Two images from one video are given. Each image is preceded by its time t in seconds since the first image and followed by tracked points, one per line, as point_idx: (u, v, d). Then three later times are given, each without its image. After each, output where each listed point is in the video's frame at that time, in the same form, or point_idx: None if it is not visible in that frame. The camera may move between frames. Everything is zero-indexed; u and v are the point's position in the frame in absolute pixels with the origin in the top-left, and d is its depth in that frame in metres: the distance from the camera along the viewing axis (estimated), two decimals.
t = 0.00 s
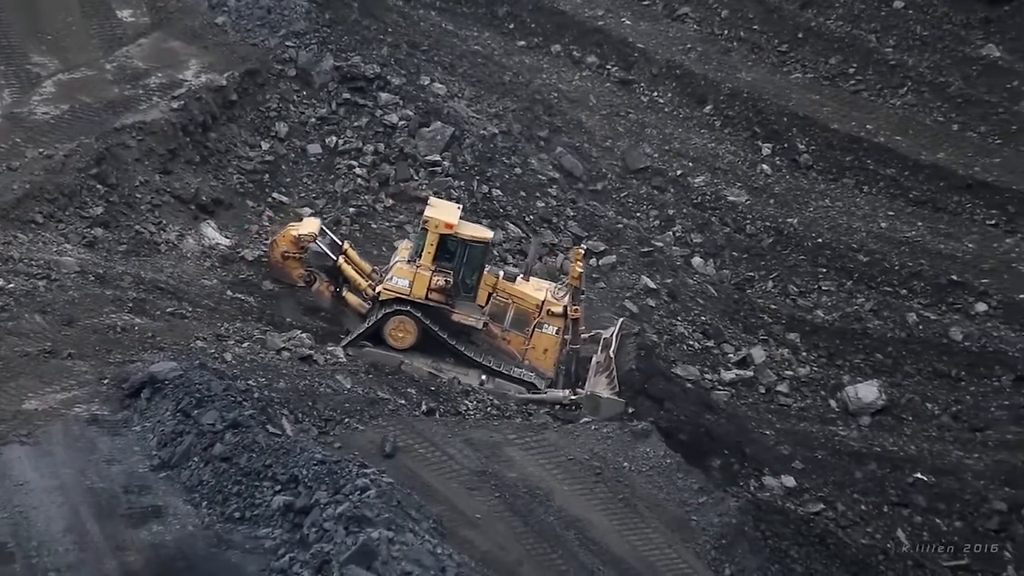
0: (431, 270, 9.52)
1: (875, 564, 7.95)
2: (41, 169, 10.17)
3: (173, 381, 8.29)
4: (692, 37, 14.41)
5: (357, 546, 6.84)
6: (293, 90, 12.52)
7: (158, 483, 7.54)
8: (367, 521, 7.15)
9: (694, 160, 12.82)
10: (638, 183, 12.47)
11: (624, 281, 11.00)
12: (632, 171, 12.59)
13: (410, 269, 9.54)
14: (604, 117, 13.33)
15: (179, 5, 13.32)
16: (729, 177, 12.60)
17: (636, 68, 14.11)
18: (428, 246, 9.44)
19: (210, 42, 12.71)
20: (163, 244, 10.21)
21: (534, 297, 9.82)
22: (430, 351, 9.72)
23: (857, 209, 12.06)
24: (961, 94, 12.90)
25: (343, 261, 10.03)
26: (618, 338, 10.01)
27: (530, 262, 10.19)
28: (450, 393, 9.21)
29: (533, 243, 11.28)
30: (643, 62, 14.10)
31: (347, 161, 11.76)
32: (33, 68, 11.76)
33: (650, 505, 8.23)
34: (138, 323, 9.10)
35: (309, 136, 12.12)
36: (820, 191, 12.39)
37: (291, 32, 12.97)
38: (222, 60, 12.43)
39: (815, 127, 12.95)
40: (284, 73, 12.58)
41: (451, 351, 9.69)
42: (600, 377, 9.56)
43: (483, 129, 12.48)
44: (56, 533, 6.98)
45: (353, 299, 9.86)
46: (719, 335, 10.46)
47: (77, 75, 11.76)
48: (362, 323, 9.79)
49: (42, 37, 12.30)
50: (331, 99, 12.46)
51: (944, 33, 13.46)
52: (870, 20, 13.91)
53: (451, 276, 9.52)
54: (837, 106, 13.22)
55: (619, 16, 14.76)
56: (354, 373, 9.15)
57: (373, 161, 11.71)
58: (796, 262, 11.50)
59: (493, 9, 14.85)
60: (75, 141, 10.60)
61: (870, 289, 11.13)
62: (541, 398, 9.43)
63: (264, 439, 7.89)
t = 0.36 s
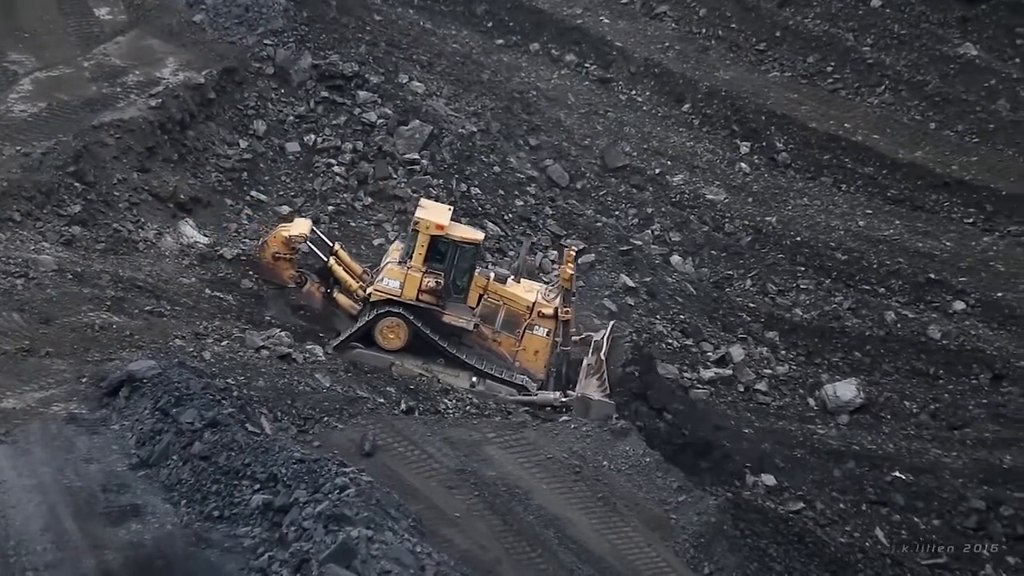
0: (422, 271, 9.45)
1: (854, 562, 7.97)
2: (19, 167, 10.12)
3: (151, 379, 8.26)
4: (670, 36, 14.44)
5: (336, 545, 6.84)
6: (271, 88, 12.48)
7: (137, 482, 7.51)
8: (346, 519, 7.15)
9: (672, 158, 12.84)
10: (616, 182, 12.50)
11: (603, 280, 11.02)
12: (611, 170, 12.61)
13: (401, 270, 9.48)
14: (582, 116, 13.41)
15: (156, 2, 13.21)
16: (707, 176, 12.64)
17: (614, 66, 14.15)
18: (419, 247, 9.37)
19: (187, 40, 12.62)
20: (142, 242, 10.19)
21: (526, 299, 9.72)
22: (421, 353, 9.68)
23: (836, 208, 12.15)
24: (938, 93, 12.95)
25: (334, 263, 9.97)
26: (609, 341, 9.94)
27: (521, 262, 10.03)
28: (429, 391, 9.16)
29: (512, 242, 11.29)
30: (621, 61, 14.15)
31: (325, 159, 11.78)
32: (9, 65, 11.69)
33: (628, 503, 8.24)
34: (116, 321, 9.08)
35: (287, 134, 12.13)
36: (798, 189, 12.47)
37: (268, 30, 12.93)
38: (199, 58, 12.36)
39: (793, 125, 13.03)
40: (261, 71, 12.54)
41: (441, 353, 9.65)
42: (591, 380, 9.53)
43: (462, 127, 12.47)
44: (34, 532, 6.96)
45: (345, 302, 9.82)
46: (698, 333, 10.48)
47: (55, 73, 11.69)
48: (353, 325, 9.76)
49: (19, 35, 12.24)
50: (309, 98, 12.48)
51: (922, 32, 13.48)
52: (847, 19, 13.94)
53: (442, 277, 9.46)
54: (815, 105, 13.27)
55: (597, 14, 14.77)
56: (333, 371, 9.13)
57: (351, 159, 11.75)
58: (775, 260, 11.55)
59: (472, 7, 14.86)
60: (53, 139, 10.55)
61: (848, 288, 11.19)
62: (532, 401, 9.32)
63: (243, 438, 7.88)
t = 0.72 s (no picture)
0: (419, 273, 9.50)
1: (839, 561, 7.98)
2: (3, 167, 10.09)
3: (137, 379, 8.26)
4: (655, 36, 14.43)
5: (322, 544, 6.83)
6: (256, 87, 12.43)
7: (123, 481, 7.48)
8: (332, 519, 7.14)
9: (658, 157, 12.86)
10: (602, 181, 12.48)
11: (589, 279, 11.01)
12: (597, 169, 12.61)
13: (397, 272, 9.53)
14: (568, 115, 13.41)
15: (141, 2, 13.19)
16: (693, 175, 12.66)
17: (600, 66, 14.16)
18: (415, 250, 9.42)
19: (172, 38, 12.60)
20: (127, 241, 10.16)
21: (522, 301, 9.74)
22: (417, 355, 9.65)
23: (821, 207, 12.19)
24: (923, 93, 13.00)
25: (331, 266, 10.10)
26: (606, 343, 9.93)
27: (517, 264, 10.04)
28: (415, 390, 9.16)
29: (498, 242, 11.28)
30: (607, 60, 14.15)
31: (311, 158, 11.77)
32: None
33: (614, 503, 8.23)
34: (100, 320, 9.06)
35: (273, 133, 12.08)
36: (784, 188, 12.53)
37: (254, 29, 12.91)
38: (184, 56, 12.33)
39: (778, 124, 13.07)
40: (247, 70, 12.49)
41: (438, 355, 9.62)
42: (588, 382, 9.52)
43: (447, 127, 12.48)
44: (19, 532, 6.89)
45: (342, 304, 9.93)
46: (684, 333, 10.51)
47: (39, 72, 11.66)
48: (350, 328, 9.82)
49: (3, 34, 12.20)
50: (294, 97, 12.47)
51: (907, 32, 13.52)
52: (832, 19, 13.96)
53: (438, 279, 9.50)
54: (801, 105, 13.31)
55: (582, 13, 14.76)
56: (319, 371, 9.14)
57: (337, 159, 11.75)
58: (760, 260, 11.58)
59: (457, 6, 14.83)
60: (38, 139, 10.52)
61: (833, 287, 11.22)
62: (529, 402, 9.29)
63: (229, 438, 7.87)
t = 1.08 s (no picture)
0: (420, 274, 9.44)
1: (828, 558, 7.99)
2: None
3: (126, 377, 8.25)
4: (644, 33, 14.44)
5: (311, 542, 6.87)
6: (246, 85, 12.40)
7: (111, 480, 7.47)
8: (321, 517, 7.17)
9: (647, 155, 12.88)
10: (591, 179, 12.51)
11: (578, 278, 10.98)
12: (586, 167, 12.64)
13: (398, 273, 9.47)
14: (557, 113, 13.44)
15: None
16: (682, 173, 12.67)
17: (589, 64, 14.16)
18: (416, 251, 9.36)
19: (161, 36, 12.59)
20: (116, 239, 10.16)
21: (523, 302, 9.68)
22: (417, 356, 9.65)
23: (810, 205, 12.21)
24: (912, 90, 13.02)
25: (332, 267, 10.08)
26: (608, 343, 9.85)
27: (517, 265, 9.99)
28: (404, 389, 9.17)
29: (488, 239, 11.21)
30: (596, 58, 14.16)
31: (300, 156, 11.73)
32: None
33: (603, 501, 8.23)
34: (89, 318, 9.06)
35: (261, 131, 12.03)
36: (772, 186, 12.55)
37: (243, 27, 12.90)
38: (173, 54, 12.33)
39: (766, 123, 13.09)
40: (236, 68, 12.47)
41: (438, 356, 9.61)
42: (589, 382, 9.43)
43: (436, 124, 12.48)
44: (8, 530, 6.88)
45: (343, 305, 9.89)
46: (673, 331, 10.52)
47: (28, 70, 11.65)
48: (350, 329, 9.80)
49: None
50: (283, 95, 12.42)
51: (895, 29, 13.56)
52: (821, 16, 13.99)
53: (439, 280, 9.44)
54: (790, 103, 13.33)
55: (571, 11, 14.79)
56: (308, 369, 9.16)
57: (326, 156, 11.72)
58: (750, 258, 11.59)
59: (446, 4, 14.83)
60: (26, 137, 10.53)
61: (822, 285, 11.22)
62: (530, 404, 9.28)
63: (218, 436, 7.87)
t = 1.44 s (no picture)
0: (411, 256, 9.26)
1: (807, 535, 8.04)
2: None
3: (104, 356, 8.23)
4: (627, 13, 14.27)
5: (290, 521, 6.80)
6: (225, 66, 12.24)
7: (90, 459, 7.44)
8: (300, 495, 7.13)
9: (628, 136, 12.81)
10: (572, 159, 12.44)
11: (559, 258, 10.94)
12: (567, 147, 12.55)
13: (389, 255, 9.32)
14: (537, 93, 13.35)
15: None
16: (662, 152, 12.69)
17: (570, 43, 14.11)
18: (407, 232, 9.18)
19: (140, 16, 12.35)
20: (94, 219, 10.15)
21: (515, 284, 9.51)
22: (409, 338, 9.48)
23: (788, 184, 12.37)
24: (891, 70, 13.47)
25: (324, 248, 9.82)
26: (598, 326, 9.89)
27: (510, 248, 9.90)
28: (383, 366, 9.06)
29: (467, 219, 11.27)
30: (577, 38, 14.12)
31: (280, 136, 11.72)
32: None
33: (584, 479, 8.18)
34: (67, 297, 9.05)
35: (242, 113, 11.89)
36: (753, 166, 12.61)
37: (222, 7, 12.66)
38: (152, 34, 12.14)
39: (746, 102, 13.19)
40: (215, 49, 12.29)
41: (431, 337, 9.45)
42: (580, 364, 9.43)
43: (416, 104, 12.42)
44: None
45: (335, 287, 9.64)
46: (653, 310, 10.53)
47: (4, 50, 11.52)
48: (342, 310, 9.61)
49: None
50: (263, 75, 12.34)
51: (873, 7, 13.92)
52: None
53: (431, 263, 9.28)
54: (770, 81, 13.43)
55: None
56: (288, 348, 9.14)
57: (305, 137, 11.74)
58: (728, 237, 11.68)
59: None
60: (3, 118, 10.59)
61: (801, 263, 11.36)
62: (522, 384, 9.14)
63: (197, 414, 7.85)
